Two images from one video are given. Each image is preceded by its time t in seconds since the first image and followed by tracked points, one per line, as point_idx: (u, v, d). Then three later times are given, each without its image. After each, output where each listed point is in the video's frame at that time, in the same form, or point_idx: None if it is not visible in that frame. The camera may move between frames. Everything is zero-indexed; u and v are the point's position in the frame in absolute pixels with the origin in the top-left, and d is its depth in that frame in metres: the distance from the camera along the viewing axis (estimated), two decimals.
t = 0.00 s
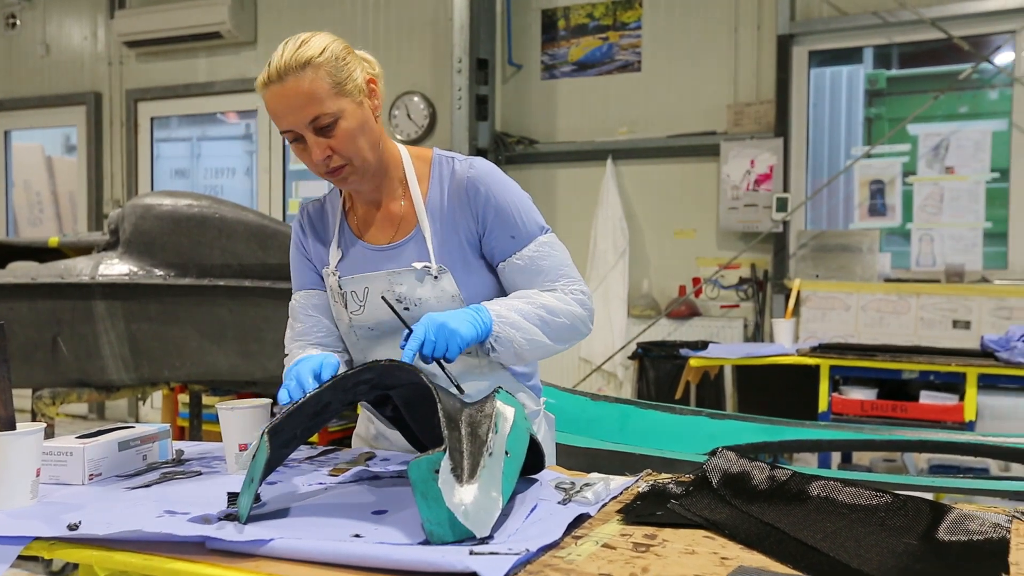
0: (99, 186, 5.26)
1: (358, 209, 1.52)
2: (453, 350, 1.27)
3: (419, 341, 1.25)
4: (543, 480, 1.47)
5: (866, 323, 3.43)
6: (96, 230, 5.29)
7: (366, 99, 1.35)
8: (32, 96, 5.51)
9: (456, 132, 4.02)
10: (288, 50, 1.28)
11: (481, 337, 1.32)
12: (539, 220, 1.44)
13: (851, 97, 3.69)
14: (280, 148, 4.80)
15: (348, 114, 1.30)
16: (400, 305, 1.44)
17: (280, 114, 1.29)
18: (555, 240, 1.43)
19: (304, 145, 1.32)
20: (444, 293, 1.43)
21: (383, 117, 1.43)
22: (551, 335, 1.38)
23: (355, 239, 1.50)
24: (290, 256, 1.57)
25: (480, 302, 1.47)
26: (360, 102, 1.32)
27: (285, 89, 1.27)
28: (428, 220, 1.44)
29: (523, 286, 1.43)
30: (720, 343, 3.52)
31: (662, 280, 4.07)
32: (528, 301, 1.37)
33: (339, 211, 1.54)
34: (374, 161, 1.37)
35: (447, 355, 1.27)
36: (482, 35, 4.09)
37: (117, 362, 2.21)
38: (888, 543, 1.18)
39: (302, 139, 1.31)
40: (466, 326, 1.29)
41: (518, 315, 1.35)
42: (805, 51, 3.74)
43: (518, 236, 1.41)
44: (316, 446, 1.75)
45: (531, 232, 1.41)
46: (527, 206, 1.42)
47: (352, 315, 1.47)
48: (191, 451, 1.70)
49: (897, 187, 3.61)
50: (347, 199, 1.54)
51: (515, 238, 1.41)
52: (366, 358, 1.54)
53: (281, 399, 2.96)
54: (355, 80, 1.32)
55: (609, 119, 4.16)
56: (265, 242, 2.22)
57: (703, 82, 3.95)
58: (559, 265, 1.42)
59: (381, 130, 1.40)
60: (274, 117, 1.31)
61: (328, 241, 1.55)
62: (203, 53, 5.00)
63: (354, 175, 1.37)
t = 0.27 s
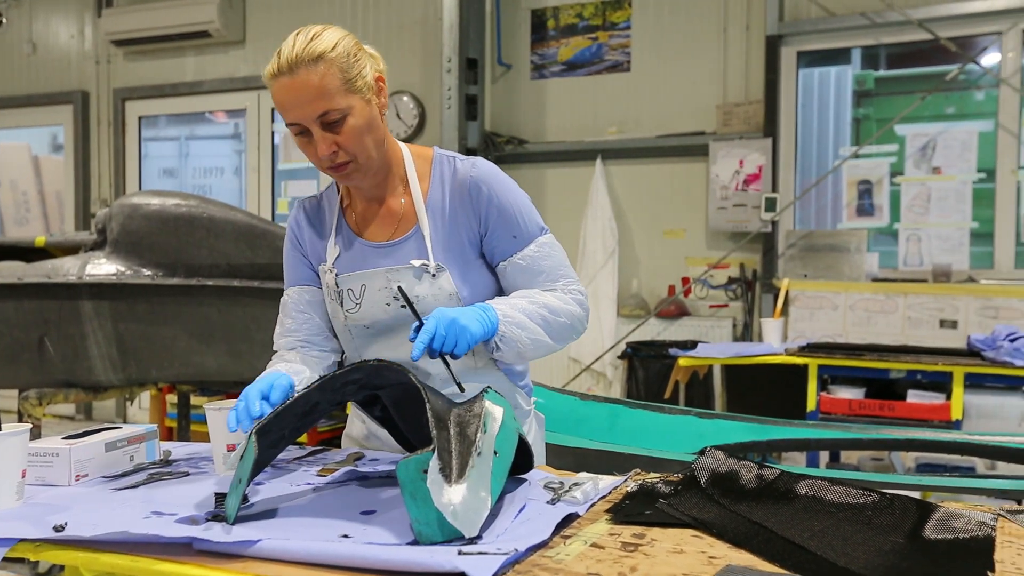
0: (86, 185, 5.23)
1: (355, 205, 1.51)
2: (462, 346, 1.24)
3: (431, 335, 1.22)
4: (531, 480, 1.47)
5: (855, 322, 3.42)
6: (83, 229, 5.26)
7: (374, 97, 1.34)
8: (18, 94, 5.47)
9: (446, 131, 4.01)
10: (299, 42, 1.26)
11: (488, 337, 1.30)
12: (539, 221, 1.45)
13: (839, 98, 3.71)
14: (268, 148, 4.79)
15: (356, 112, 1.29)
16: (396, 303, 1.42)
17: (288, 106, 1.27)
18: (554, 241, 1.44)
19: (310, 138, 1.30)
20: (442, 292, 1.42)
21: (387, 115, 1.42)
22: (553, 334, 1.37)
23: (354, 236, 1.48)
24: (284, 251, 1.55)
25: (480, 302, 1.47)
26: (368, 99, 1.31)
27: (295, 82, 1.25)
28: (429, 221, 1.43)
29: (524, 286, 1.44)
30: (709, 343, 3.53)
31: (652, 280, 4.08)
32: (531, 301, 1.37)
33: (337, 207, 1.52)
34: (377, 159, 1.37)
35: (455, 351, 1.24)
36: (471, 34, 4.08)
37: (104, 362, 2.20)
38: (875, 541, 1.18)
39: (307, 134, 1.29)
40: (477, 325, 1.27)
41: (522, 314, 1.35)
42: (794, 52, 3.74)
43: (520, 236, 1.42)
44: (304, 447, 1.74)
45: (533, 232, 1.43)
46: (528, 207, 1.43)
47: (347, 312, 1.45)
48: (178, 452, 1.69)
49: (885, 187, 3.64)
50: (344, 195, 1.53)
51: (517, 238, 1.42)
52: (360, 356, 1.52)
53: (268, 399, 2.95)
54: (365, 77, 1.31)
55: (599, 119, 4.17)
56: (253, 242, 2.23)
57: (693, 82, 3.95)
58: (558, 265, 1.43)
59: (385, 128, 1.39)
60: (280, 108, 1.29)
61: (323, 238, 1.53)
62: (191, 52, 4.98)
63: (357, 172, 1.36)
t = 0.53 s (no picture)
0: (70, 185, 5.20)
1: (350, 203, 1.50)
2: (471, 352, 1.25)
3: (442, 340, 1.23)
4: (518, 480, 1.47)
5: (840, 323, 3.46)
6: (68, 229, 5.22)
7: (377, 96, 1.34)
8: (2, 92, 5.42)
9: (433, 131, 4.00)
10: (305, 37, 1.25)
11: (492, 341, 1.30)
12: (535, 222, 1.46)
13: (825, 98, 3.72)
14: (255, 147, 4.78)
15: (359, 111, 1.28)
16: (388, 302, 1.41)
17: (291, 101, 1.26)
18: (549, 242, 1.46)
19: (311, 134, 1.29)
20: (436, 292, 1.41)
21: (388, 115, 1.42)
22: (550, 336, 1.39)
23: (349, 235, 1.47)
24: (278, 248, 1.54)
25: (476, 302, 1.47)
26: (372, 99, 1.31)
27: (299, 77, 1.24)
28: (427, 221, 1.43)
29: (521, 287, 1.45)
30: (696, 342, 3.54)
31: (639, 280, 4.09)
32: (531, 303, 1.38)
33: (331, 206, 1.51)
34: (376, 159, 1.36)
35: (463, 356, 1.25)
36: (459, 34, 4.08)
37: (89, 363, 2.18)
38: (860, 540, 1.19)
39: (309, 129, 1.28)
40: (485, 332, 1.28)
41: (523, 316, 1.36)
42: (781, 52, 3.75)
43: (518, 238, 1.43)
44: (290, 447, 1.73)
45: (530, 233, 1.44)
46: (526, 208, 1.44)
47: (339, 311, 1.44)
48: (164, 453, 1.68)
49: (870, 187, 3.66)
50: (340, 192, 1.52)
51: (515, 239, 1.43)
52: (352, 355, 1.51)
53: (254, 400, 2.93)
54: (370, 76, 1.31)
55: (586, 119, 4.17)
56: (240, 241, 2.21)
57: (680, 83, 3.96)
58: (552, 267, 1.45)
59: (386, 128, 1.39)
60: (283, 103, 1.28)
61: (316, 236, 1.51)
62: (177, 50, 4.96)
63: (356, 171, 1.35)
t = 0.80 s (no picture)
0: (55, 184, 5.16)
1: (343, 200, 1.50)
2: (467, 350, 1.24)
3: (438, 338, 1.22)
4: (505, 480, 1.47)
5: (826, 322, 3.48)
6: (52, 228, 5.19)
7: (374, 95, 1.33)
8: None
9: (420, 130, 3.99)
10: (304, 33, 1.25)
11: (487, 338, 1.30)
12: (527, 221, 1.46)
13: (811, 98, 3.74)
14: (241, 147, 4.76)
15: (355, 109, 1.28)
16: (380, 299, 1.40)
17: (288, 96, 1.25)
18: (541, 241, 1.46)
19: (306, 130, 1.28)
20: (428, 289, 1.40)
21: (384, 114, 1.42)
22: (544, 334, 1.39)
23: (341, 231, 1.47)
24: (267, 243, 1.53)
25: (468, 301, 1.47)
26: (369, 97, 1.31)
27: (296, 72, 1.24)
28: (420, 219, 1.43)
29: (514, 286, 1.45)
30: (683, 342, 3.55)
31: (626, 280, 4.10)
32: (524, 300, 1.39)
33: (323, 202, 1.51)
34: (371, 157, 1.36)
35: (459, 354, 1.24)
36: (446, 33, 4.07)
37: (73, 363, 2.16)
38: (845, 539, 1.19)
39: (304, 125, 1.28)
40: (482, 329, 1.28)
41: (518, 314, 1.36)
42: (767, 53, 3.77)
43: (511, 237, 1.43)
44: (276, 447, 1.73)
45: (523, 232, 1.44)
46: (519, 207, 1.44)
47: (330, 307, 1.43)
48: (149, 453, 1.67)
49: (856, 188, 3.68)
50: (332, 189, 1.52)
51: (508, 238, 1.42)
52: (342, 352, 1.50)
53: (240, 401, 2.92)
54: (367, 74, 1.30)
55: (574, 118, 4.18)
56: (226, 240, 2.22)
57: (667, 83, 3.97)
58: (544, 265, 1.45)
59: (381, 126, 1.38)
60: (279, 98, 1.27)
61: (308, 232, 1.51)
62: (163, 49, 4.94)
63: (349, 169, 1.35)
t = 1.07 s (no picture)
0: (41, 184, 5.13)
1: (333, 200, 1.49)
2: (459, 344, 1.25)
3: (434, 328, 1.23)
4: (494, 480, 1.46)
5: (814, 320, 3.46)
6: (39, 228, 5.16)
7: (368, 97, 1.33)
8: None
9: (410, 130, 3.97)
10: (299, 33, 1.24)
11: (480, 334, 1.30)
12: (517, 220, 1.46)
13: (800, 98, 3.75)
14: (230, 146, 4.74)
15: (348, 111, 1.28)
16: (369, 299, 1.39)
17: (282, 96, 1.24)
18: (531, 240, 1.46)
19: (298, 131, 1.28)
20: (418, 290, 1.38)
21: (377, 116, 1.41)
22: (536, 332, 1.39)
23: (331, 232, 1.46)
24: (256, 245, 1.53)
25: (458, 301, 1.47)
26: (362, 99, 1.31)
27: (290, 73, 1.23)
28: (410, 219, 1.43)
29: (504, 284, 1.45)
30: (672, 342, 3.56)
31: (615, 280, 4.10)
32: (516, 296, 1.38)
33: (311, 203, 1.50)
34: (363, 159, 1.36)
35: (452, 347, 1.25)
36: (435, 33, 4.05)
37: (60, 364, 2.15)
38: (832, 537, 1.20)
39: (297, 126, 1.27)
40: (479, 326, 1.28)
41: (511, 311, 1.36)
42: (755, 53, 3.78)
43: (502, 235, 1.43)
44: (264, 447, 1.72)
45: (513, 231, 1.44)
46: (509, 207, 1.44)
47: (319, 308, 1.43)
48: (136, 454, 1.66)
49: (844, 188, 3.70)
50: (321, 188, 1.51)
51: (499, 236, 1.43)
52: (331, 354, 1.49)
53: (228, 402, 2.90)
54: (361, 76, 1.30)
55: (563, 118, 4.18)
56: (214, 240, 2.20)
57: (656, 83, 3.98)
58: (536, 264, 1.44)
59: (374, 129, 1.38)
60: (272, 97, 1.27)
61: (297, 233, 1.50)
62: (151, 48, 4.92)
63: (341, 170, 1.34)
